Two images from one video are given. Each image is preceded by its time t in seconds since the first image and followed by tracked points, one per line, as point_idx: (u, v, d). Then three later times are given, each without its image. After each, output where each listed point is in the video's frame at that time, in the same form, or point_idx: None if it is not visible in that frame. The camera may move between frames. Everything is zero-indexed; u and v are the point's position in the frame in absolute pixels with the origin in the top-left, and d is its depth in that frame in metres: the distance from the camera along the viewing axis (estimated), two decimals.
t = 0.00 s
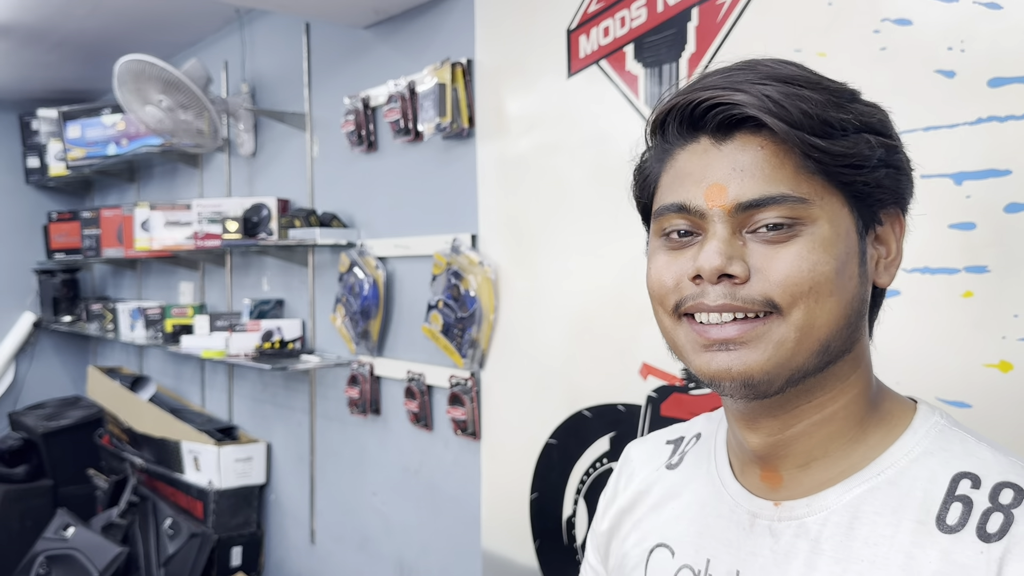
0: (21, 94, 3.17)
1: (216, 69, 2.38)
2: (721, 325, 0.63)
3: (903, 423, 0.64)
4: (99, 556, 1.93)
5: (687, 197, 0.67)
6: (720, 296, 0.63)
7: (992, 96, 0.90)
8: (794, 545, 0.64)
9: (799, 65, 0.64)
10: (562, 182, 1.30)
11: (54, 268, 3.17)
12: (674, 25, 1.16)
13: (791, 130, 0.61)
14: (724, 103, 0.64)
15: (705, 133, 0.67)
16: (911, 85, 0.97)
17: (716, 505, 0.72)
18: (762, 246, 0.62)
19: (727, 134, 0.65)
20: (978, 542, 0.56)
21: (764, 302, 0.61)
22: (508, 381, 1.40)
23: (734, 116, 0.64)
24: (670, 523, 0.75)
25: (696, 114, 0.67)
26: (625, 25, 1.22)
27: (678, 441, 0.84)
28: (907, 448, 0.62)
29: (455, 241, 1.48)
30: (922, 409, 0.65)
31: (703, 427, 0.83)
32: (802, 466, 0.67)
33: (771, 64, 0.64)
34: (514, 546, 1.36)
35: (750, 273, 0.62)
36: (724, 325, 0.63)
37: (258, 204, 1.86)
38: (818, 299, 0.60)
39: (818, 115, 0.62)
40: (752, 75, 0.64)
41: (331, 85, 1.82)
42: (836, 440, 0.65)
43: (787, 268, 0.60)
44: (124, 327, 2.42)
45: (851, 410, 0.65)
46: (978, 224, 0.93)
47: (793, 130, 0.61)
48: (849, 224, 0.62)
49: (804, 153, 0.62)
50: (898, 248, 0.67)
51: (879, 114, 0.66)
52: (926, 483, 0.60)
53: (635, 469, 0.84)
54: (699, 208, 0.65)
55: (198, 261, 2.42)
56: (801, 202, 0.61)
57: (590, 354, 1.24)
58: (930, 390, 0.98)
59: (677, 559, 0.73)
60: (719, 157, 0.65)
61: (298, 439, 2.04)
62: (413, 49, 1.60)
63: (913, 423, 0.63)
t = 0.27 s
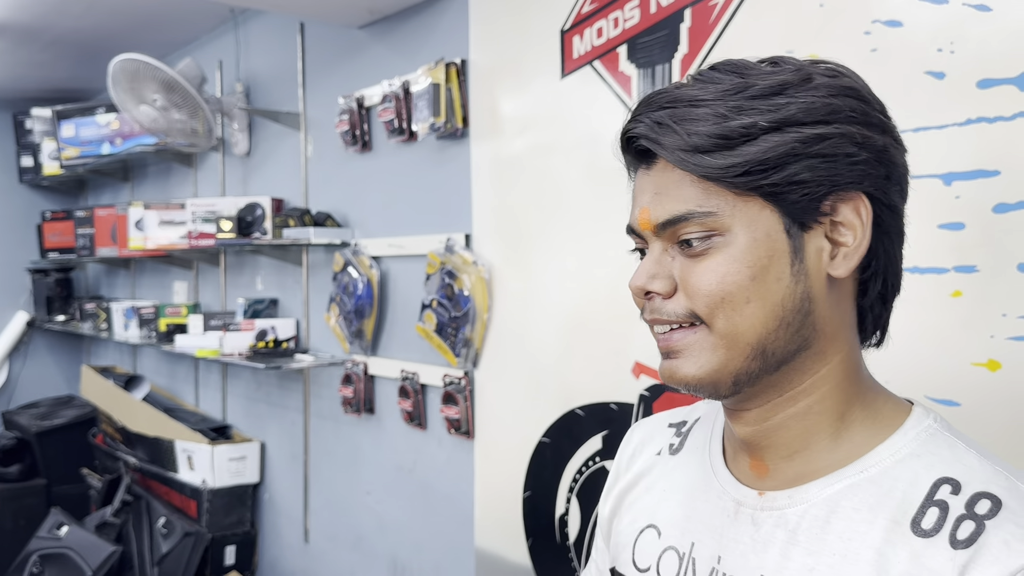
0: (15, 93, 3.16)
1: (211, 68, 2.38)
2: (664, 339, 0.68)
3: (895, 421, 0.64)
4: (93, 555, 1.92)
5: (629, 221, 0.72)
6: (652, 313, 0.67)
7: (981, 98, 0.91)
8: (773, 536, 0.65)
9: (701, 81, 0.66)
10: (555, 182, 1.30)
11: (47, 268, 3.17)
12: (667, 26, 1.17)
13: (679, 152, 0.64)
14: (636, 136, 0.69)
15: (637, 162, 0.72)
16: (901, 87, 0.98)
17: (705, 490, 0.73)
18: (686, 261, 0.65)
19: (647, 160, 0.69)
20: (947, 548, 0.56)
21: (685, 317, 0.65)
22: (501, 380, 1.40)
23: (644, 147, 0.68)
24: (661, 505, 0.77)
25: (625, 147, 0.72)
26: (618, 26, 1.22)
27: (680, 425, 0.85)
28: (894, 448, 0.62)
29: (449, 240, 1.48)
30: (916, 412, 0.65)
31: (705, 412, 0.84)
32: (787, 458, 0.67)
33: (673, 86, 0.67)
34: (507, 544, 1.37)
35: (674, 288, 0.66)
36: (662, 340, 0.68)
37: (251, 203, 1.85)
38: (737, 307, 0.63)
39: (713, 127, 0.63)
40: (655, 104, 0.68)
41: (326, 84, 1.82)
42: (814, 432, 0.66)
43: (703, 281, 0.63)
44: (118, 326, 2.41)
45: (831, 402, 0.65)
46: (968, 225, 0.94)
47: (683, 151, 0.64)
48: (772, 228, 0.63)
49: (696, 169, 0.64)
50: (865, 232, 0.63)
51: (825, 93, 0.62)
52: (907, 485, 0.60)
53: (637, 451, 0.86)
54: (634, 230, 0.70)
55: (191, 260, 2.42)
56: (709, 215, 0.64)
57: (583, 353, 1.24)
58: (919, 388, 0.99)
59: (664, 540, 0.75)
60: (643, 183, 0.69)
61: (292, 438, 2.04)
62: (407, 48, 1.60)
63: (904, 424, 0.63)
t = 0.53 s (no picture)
0: (5, 89, 3.14)
1: (201, 66, 2.37)
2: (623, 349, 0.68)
3: (868, 417, 0.63)
4: (80, 552, 1.92)
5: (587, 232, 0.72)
6: (611, 323, 0.68)
7: (966, 96, 0.92)
8: (733, 533, 0.65)
9: (629, 94, 0.66)
10: (542, 179, 1.30)
11: (36, 265, 3.15)
12: (654, 24, 1.17)
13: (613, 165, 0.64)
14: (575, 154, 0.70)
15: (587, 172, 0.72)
16: (887, 85, 0.99)
17: (683, 484, 0.74)
18: (636, 269, 0.66)
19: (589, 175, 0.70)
20: (891, 555, 0.55)
21: (638, 327, 0.65)
22: (490, 377, 1.40)
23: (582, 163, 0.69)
24: (644, 496, 0.78)
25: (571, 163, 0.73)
26: (606, 24, 1.23)
27: (674, 415, 0.86)
28: (859, 448, 0.61)
29: (437, 238, 1.48)
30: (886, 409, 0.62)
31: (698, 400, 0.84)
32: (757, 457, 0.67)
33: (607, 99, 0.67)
34: (496, 540, 1.37)
35: (626, 298, 0.66)
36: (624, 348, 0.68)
37: (241, 201, 1.84)
38: (684, 315, 0.63)
39: (645, 136, 0.63)
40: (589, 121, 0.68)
41: (315, 82, 1.82)
42: (779, 431, 0.66)
43: (651, 290, 0.63)
44: (107, 324, 2.40)
45: (795, 400, 0.64)
46: (951, 222, 0.94)
47: (617, 164, 0.64)
48: (712, 231, 0.62)
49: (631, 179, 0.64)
50: (810, 226, 0.61)
51: (756, 88, 0.62)
52: (863, 487, 0.59)
53: (632, 440, 0.87)
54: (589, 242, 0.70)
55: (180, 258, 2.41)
56: (649, 224, 0.64)
57: (569, 351, 1.25)
58: (904, 385, 0.99)
59: (643, 530, 0.76)
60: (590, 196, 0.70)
61: (281, 436, 2.04)
62: (396, 45, 1.60)
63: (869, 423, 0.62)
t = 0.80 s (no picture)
0: None
1: (187, 62, 2.35)
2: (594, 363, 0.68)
3: (840, 421, 0.63)
4: (66, 553, 1.91)
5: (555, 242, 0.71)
6: (582, 338, 0.68)
7: (950, 98, 0.92)
8: (699, 539, 0.66)
9: (594, 102, 0.65)
10: (529, 179, 1.30)
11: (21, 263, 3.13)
12: (642, 24, 1.17)
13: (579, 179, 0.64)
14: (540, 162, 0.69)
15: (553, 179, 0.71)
16: (873, 87, 0.99)
17: (661, 490, 0.75)
18: (605, 284, 0.65)
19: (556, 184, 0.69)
20: (844, 565, 0.56)
21: (610, 343, 0.65)
22: (477, 376, 1.40)
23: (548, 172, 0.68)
24: (624, 503, 0.80)
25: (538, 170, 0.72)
26: (593, 23, 1.22)
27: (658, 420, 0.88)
28: (825, 456, 0.61)
29: (425, 237, 1.48)
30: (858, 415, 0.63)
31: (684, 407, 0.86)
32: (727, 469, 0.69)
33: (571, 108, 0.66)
34: (483, 540, 1.37)
35: (597, 313, 0.66)
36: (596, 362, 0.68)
37: (227, 199, 1.83)
38: (654, 333, 0.63)
39: (609, 149, 0.62)
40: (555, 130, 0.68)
41: (302, 79, 1.81)
42: (750, 440, 0.66)
43: (621, 307, 0.63)
44: (93, 322, 2.39)
45: (765, 410, 0.65)
46: (935, 224, 0.95)
47: (583, 177, 0.64)
48: (681, 245, 0.62)
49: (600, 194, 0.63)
50: (780, 238, 0.61)
51: (722, 95, 0.61)
52: (823, 496, 0.60)
53: (617, 444, 0.89)
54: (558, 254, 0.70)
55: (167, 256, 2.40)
56: (619, 240, 0.63)
57: (555, 351, 1.25)
58: (888, 386, 0.99)
59: (621, 536, 0.77)
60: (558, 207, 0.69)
61: (268, 434, 2.04)
62: (383, 43, 1.59)
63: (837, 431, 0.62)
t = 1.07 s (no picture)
0: None
1: (170, 55, 2.33)
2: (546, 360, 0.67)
3: (802, 412, 0.63)
4: (48, 549, 1.89)
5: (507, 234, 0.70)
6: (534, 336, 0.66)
7: (934, 90, 0.92)
8: (666, 539, 0.65)
9: (554, 84, 0.64)
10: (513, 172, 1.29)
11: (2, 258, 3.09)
12: (627, 15, 1.17)
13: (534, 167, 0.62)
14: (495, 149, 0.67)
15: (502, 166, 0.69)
16: (857, 79, 0.98)
17: (621, 486, 0.75)
18: (557, 279, 0.64)
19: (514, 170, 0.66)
20: (824, 565, 0.55)
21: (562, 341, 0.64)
22: (461, 371, 1.39)
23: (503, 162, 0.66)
24: (585, 500, 0.80)
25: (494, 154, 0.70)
26: (579, 15, 1.21)
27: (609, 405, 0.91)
28: (790, 452, 0.61)
29: (409, 231, 1.47)
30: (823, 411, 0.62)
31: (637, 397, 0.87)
32: (686, 467, 0.68)
33: (524, 94, 0.64)
34: (466, 535, 1.36)
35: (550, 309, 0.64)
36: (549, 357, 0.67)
37: (209, 193, 1.82)
38: (611, 330, 0.62)
39: (564, 136, 0.61)
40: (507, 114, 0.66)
41: (286, 72, 1.80)
42: (712, 436, 0.66)
43: (578, 302, 0.62)
44: (75, 318, 2.37)
45: (725, 407, 0.65)
46: (919, 216, 0.94)
47: (540, 167, 0.62)
48: (639, 237, 0.61)
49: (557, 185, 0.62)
50: (741, 232, 0.60)
51: (682, 81, 0.60)
52: (795, 489, 0.59)
53: (574, 438, 0.90)
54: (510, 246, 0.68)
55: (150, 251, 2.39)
56: (576, 232, 0.62)
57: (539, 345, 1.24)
58: (872, 378, 0.99)
59: (584, 535, 0.77)
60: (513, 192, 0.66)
61: (251, 431, 2.02)
62: (367, 35, 1.58)
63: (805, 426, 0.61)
